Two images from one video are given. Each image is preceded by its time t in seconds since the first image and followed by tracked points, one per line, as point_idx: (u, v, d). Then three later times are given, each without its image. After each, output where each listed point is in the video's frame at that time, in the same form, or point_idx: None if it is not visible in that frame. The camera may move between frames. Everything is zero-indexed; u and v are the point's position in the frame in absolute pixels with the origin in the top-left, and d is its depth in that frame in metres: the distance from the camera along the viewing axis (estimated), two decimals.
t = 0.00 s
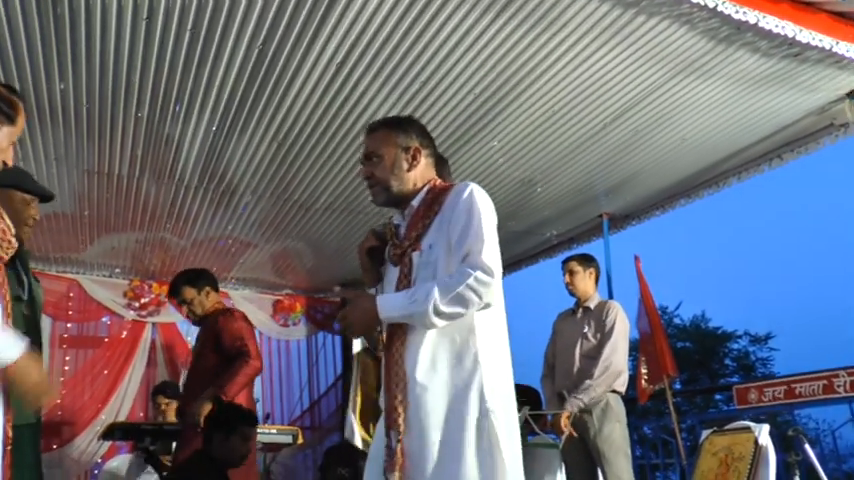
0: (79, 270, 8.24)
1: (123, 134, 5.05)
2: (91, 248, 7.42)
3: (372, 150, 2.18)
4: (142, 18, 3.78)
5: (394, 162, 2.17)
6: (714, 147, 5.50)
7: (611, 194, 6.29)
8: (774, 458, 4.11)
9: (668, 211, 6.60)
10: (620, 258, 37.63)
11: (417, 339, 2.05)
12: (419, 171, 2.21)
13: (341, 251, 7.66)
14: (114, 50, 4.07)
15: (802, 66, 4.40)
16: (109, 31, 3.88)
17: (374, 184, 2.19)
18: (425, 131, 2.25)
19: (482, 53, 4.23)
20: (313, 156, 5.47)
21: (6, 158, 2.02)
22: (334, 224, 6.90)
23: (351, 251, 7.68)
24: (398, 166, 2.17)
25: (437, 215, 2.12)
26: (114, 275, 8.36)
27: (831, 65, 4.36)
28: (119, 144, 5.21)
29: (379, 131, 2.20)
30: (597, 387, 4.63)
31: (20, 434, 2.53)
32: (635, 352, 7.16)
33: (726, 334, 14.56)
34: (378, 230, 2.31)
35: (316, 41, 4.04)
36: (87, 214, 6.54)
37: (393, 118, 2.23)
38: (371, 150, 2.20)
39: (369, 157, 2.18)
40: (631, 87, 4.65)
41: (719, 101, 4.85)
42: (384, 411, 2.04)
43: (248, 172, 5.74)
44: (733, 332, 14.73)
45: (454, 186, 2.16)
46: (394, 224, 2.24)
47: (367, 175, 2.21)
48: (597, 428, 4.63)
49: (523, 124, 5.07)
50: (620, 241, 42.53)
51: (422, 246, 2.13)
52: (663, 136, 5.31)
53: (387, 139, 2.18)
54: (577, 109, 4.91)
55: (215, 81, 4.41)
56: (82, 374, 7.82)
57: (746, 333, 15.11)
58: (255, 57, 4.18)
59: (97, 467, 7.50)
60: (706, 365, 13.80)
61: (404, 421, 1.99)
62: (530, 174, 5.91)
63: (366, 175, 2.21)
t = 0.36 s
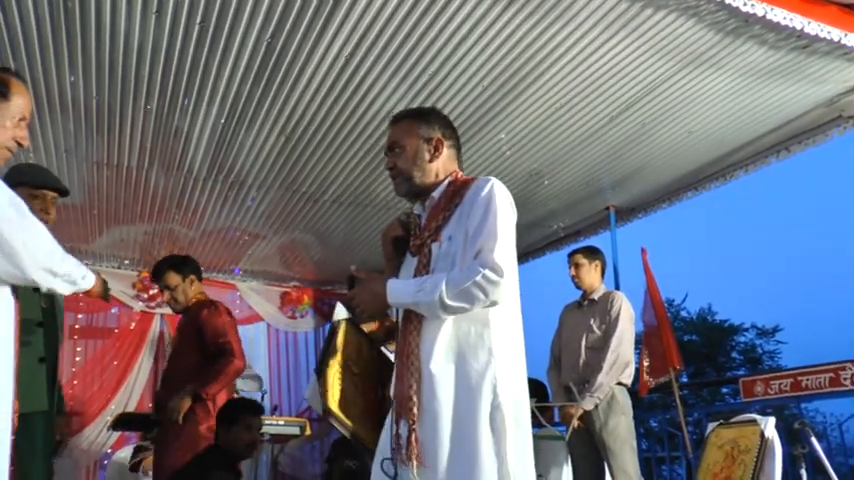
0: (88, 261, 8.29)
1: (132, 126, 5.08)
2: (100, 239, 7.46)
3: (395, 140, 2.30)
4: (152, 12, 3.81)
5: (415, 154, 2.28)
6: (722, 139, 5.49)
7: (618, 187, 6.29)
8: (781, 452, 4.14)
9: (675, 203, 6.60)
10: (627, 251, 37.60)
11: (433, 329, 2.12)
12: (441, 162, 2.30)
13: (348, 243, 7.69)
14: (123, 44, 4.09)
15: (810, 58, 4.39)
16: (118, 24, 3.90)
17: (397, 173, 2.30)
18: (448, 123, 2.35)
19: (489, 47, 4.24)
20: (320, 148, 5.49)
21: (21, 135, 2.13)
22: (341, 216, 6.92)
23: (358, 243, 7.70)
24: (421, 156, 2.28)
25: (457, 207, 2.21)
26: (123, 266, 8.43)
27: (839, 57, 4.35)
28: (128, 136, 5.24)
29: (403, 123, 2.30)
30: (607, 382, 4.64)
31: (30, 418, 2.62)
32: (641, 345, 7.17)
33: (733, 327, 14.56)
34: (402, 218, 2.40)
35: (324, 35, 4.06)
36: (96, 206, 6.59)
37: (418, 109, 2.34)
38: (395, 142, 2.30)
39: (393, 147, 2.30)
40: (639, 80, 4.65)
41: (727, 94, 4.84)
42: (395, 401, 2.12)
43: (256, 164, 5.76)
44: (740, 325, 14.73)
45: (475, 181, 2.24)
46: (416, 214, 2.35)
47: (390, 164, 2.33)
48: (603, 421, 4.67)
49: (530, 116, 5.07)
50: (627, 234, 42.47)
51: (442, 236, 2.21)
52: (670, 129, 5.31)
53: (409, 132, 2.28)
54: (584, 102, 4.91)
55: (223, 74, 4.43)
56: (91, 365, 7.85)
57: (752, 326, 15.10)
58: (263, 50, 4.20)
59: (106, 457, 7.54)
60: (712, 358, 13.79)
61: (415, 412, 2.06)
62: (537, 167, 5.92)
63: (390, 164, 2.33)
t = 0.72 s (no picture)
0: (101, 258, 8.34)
1: (146, 124, 5.12)
2: (113, 235, 7.51)
3: (408, 145, 2.33)
4: (166, 11, 3.83)
5: (427, 156, 2.31)
6: (733, 137, 5.48)
7: (630, 185, 6.29)
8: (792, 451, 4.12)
9: (686, 201, 6.59)
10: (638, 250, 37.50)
11: (448, 325, 2.14)
12: (453, 162, 2.32)
13: (360, 241, 7.71)
14: (138, 42, 4.13)
15: (823, 56, 4.38)
16: (134, 24, 3.94)
17: (411, 177, 2.34)
18: (461, 123, 2.36)
19: (500, 46, 4.25)
20: (332, 146, 5.51)
21: (43, 139, 2.07)
22: (353, 214, 6.94)
23: (369, 241, 7.72)
24: (432, 157, 2.30)
25: (474, 204, 2.23)
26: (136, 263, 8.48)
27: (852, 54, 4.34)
28: (142, 134, 5.28)
29: (415, 125, 2.33)
30: (612, 377, 4.65)
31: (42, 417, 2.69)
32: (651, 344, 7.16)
33: (744, 326, 14.51)
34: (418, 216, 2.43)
35: (336, 35, 4.09)
36: (110, 202, 6.63)
37: (432, 110, 2.36)
38: (408, 144, 2.34)
39: (408, 151, 2.34)
40: (650, 78, 4.65)
41: (739, 92, 4.84)
42: (408, 397, 2.13)
43: (269, 162, 5.79)
44: (751, 324, 14.67)
45: (493, 180, 2.25)
46: (432, 212, 2.38)
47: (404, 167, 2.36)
48: (614, 419, 4.68)
49: (541, 115, 5.08)
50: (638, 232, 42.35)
51: (459, 234, 2.23)
52: (682, 127, 5.30)
53: (421, 134, 2.31)
54: (595, 101, 4.92)
55: (237, 72, 4.45)
56: (104, 361, 7.92)
57: (764, 326, 15.05)
58: (275, 50, 4.23)
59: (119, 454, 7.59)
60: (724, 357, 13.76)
61: (429, 407, 2.08)
62: (549, 165, 5.92)
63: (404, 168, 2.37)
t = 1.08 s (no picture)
0: (118, 257, 8.39)
1: (163, 125, 5.16)
2: (130, 235, 7.55)
3: (438, 139, 2.33)
4: (183, 13, 3.87)
5: (458, 151, 2.30)
6: (749, 138, 5.46)
7: (645, 186, 6.27)
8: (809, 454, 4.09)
9: (702, 202, 6.56)
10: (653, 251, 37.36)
11: (467, 323, 2.15)
12: (483, 161, 2.32)
13: (375, 241, 7.73)
14: (155, 45, 4.17)
15: (840, 56, 4.36)
16: (152, 26, 3.97)
17: (439, 170, 2.34)
18: (491, 123, 2.36)
19: (515, 47, 4.26)
20: (347, 147, 5.53)
21: (65, 154, 2.07)
22: (367, 214, 6.96)
23: (384, 242, 7.74)
24: (463, 155, 2.30)
25: (498, 205, 2.26)
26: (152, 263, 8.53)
27: None
28: (159, 135, 5.32)
29: (448, 120, 2.32)
30: (625, 382, 4.70)
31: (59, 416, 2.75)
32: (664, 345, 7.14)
33: (761, 328, 14.40)
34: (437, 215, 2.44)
35: (351, 37, 4.11)
36: (127, 202, 6.68)
37: (464, 107, 2.35)
38: (437, 136, 2.33)
39: (437, 145, 2.33)
40: (666, 79, 4.64)
41: (755, 93, 4.82)
42: (426, 395, 2.15)
43: (284, 163, 5.81)
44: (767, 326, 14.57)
45: (517, 183, 2.28)
46: (452, 210, 2.38)
47: (432, 161, 2.36)
48: (629, 420, 4.71)
49: (556, 116, 5.07)
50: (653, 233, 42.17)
51: (483, 234, 2.25)
52: (698, 128, 5.28)
53: (452, 127, 2.30)
54: (611, 101, 4.90)
55: (253, 74, 4.48)
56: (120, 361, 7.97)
57: (781, 328, 14.95)
58: (291, 52, 4.26)
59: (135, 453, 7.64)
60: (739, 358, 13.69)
61: (446, 406, 2.09)
62: (564, 166, 5.91)
63: (432, 162, 2.36)
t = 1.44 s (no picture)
0: (138, 257, 8.45)
1: (182, 125, 5.19)
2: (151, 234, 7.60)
3: (462, 137, 2.43)
4: (203, 15, 3.91)
5: (480, 148, 2.39)
6: (769, 136, 5.43)
7: (664, 185, 6.25)
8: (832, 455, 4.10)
9: (720, 201, 6.54)
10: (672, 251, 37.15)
11: (497, 326, 2.31)
12: (505, 157, 2.41)
13: (393, 241, 7.74)
14: (175, 45, 4.20)
15: None
16: (173, 26, 4.01)
17: (464, 168, 2.44)
18: (516, 119, 2.43)
19: (533, 47, 4.26)
20: (366, 146, 5.55)
21: (68, 148, 2.29)
22: (386, 213, 6.97)
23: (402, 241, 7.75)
24: (486, 151, 2.39)
25: (524, 203, 2.35)
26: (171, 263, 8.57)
27: None
28: (178, 135, 5.36)
29: (472, 118, 2.42)
30: (646, 382, 4.69)
31: (87, 415, 2.80)
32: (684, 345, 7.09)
33: (781, 328, 14.29)
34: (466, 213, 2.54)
35: (369, 38, 4.13)
36: (147, 202, 6.73)
37: (489, 104, 2.43)
38: (463, 136, 2.43)
39: (461, 143, 2.43)
40: (685, 78, 4.62)
41: (775, 91, 4.80)
42: (459, 394, 2.32)
43: (303, 163, 5.84)
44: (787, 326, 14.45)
45: (544, 181, 2.38)
46: (480, 208, 2.50)
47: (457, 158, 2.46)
48: (649, 420, 4.70)
49: (575, 115, 5.08)
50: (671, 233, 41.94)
51: (510, 232, 2.34)
52: (717, 127, 5.26)
53: (476, 127, 2.39)
54: (630, 100, 4.89)
55: (273, 74, 4.51)
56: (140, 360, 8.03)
57: (802, 329, 14.84)
58: (310, 52, 4.28)
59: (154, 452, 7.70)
60: (759, 358, 13.58)
61: (479, 406, 2.27)
62: (582, 165, 5.89)
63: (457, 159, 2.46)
